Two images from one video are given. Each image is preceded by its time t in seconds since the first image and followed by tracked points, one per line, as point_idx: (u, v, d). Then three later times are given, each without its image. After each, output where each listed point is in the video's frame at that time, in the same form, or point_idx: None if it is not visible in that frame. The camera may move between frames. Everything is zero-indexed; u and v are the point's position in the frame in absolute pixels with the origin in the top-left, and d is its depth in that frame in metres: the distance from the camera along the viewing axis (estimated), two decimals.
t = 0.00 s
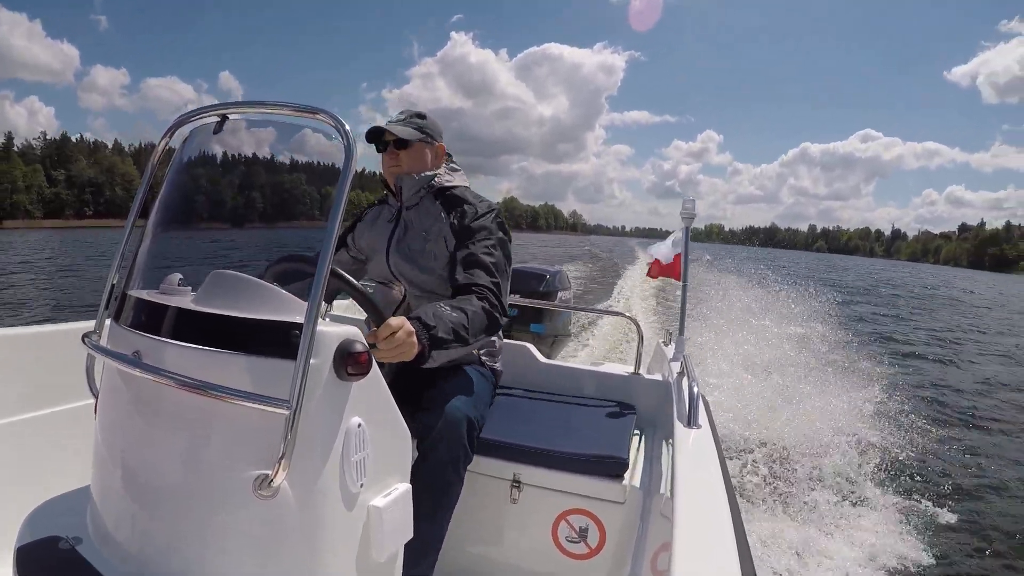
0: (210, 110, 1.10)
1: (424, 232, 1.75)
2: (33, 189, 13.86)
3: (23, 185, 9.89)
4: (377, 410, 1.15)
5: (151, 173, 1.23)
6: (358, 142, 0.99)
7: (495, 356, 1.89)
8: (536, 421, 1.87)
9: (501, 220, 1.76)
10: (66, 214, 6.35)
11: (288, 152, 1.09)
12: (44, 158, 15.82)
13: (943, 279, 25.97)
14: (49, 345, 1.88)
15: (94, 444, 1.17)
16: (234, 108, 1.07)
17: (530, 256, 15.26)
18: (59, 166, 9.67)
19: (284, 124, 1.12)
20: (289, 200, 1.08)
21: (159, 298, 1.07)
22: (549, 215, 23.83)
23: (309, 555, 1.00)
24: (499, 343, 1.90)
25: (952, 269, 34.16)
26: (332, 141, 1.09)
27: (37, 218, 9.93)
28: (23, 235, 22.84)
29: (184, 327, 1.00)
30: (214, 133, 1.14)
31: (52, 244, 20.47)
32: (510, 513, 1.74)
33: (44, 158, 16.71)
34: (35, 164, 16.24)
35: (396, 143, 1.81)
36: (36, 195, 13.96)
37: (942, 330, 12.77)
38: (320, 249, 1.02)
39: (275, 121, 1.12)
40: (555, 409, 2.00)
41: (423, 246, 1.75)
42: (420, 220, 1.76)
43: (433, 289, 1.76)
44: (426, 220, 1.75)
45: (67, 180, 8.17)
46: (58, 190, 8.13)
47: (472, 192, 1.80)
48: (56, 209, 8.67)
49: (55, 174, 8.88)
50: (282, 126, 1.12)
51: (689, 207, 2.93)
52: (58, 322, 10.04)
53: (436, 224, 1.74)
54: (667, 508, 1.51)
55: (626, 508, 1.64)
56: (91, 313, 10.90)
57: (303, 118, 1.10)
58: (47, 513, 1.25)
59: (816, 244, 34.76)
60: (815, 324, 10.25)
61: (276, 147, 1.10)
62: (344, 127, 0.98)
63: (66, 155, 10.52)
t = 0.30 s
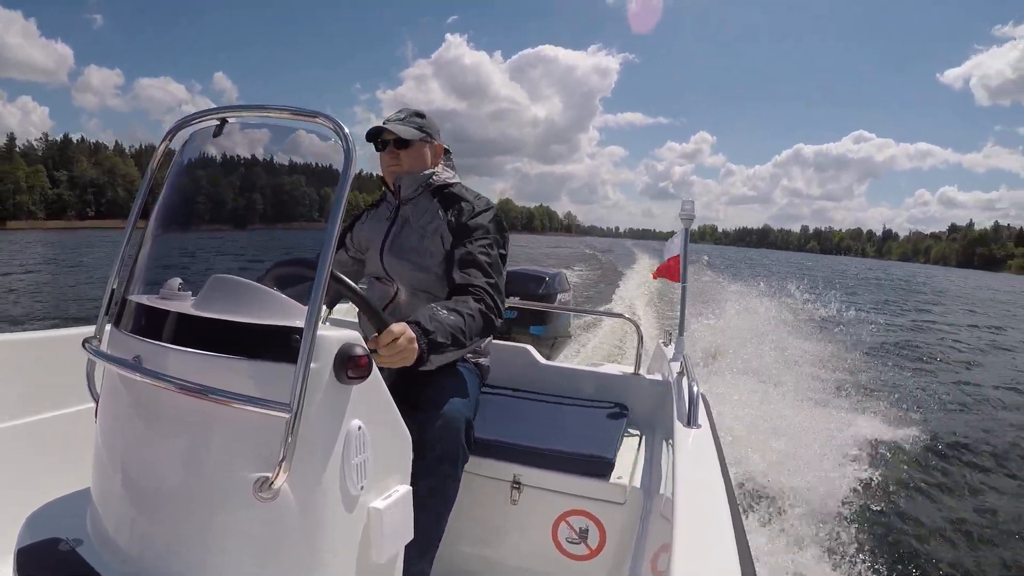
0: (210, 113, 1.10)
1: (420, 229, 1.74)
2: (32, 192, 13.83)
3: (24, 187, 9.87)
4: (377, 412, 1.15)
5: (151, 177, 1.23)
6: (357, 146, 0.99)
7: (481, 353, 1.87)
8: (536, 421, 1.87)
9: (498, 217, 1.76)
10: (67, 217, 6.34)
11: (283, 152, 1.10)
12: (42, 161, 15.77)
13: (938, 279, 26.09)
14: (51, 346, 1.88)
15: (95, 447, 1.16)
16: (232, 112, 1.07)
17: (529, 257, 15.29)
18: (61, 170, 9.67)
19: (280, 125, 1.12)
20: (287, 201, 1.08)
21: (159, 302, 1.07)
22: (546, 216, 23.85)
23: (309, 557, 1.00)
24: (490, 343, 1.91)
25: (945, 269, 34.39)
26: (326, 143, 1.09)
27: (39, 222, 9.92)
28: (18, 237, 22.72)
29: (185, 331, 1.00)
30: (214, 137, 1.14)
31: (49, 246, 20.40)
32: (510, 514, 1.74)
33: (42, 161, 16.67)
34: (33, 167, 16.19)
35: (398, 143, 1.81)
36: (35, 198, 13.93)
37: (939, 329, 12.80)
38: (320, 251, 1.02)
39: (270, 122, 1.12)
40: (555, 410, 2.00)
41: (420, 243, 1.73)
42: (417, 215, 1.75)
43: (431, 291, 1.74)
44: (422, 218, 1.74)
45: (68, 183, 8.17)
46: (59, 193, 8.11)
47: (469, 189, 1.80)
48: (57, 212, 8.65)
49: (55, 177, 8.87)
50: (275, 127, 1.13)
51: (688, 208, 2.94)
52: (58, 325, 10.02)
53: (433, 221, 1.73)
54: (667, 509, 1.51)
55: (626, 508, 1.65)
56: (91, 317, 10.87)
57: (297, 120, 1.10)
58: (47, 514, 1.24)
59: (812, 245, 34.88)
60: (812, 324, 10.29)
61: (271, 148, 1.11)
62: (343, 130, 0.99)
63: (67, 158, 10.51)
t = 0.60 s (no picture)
0: (208, 109, 1.09)
1: (417, 229, 1.74)
2: (28, 187, 13.75)
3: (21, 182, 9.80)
4: (376, 408, 1.14)
5: (151, 172, 1.23)
6: (357, 141, 0.99)
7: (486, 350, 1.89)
8: (534, 418, 1.88)
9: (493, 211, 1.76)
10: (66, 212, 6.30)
11: (277, 149, 1.09)
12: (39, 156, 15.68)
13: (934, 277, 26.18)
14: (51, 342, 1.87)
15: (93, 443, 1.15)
16: (230, 107, 1.07)
17: (527, 254, 15.28)
18: (58, 164, 9.60)
19: (275, 122, 1.11)
20: (287, 198, 1.08)
21: (158, 298, 1.06)
22: (542, 214, 23.83)
23: (308, 552, 1.00)
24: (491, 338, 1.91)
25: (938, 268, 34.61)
26: (321, 138, 1.09)
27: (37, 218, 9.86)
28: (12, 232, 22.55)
29: (185, 326, 0.99)
30: (212, 133, 1.13)
31: (45, 242, 20.27)
32: (510, 511, 1.74)
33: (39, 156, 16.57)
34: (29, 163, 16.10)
35: (396, 145, 1.81)
36: (32, 193, 13.85)
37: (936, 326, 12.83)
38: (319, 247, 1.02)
39: (264, 118, 1.11)
40: (554, 406, 2.00)
41: (418, 241, 1.73)
42: (410, 218, 1.75)
43: (431, 285, 1.75)
44: (417, 216, 1.74)
45: (67, 178, 8.12)
46: (58, 187, 8.06)
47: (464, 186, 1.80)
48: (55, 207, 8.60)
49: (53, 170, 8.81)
50: (269, 124, 1.12)
51: (688, 204, 2.95)
52: (57, 320, 9.95)
53: (428, 219, 1.74)
54: (666, 506, 1.51)
55: (625, 505, 1.65)
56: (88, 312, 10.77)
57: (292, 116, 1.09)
58: (46, 509, 1.23)
59: (808, 243, 34.95)
60: (809, 321, 10.31)
61: (266, 146, 1.09)
62: (342, 125, 0.98)
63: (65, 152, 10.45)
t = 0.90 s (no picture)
0: (207, 111, 1.09)
1: (420, 233, 1.75)
2: (26, 189, 13.70)
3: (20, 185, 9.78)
4: (376, 410, 1.14)
5: (150, 174, 1.23)
6: (357, 143, 0.98)
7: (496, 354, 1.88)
8: (534, 420, 1.88)
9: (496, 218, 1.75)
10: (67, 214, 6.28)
11: (270, 150, 1.09)
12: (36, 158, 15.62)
13: (930, 276, 26.27)
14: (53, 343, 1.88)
15: (93, 444, 1.15)
16: (227, 109, 1.06)
17: (525, 256, 15.30)
18: (57, 165, 9.57)
19: (268, 123, 1.12)
20: (286, 199, 1.08)
21: (158, 299, 1.06)
22: (540, 215, 23.86)
23: (308, 555, 0.99)
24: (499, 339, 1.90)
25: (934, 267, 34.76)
26: (315, 138, 1.09)
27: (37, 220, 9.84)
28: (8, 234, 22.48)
29: (185, 329, 0.99)
30: (211, 135, 1.13)
31: (42, 244, 20.21)
32: (509, 513, 1.74)
33: (37, 159, 16.54)
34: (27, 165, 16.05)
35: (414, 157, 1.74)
36: (30, 196, 13.82)
37: (934, 324, 12.85)
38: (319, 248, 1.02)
39: (258, 119, 1.12)
40: (554, 408, 2.01)
41: (421, 246, 1.75)
42: (416, 223, 1.76)
43: (432, 288, 1.76)
44: (422, 224, 1.75)
45: (69, 180, 8.11)
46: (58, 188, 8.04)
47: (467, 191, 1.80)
48: (56, 210, 8.61)
49: (52, 170, 8.78)
50: (263, 125, 1.12)
51: (687, 206, 2.95)
52: (57, 322, 9.93)
53: (430, 226, 1.74)
54: (665, 508, 1.51)
55: (624, 507, 1.65)
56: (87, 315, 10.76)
57: (286, 117, 1.10)
58: (45, 510, 1.23)
59: (804, 243, 35.04)
60: (807, 320, 10.33)
61: (260, 147, 1.10)
62: (342, 127, 0.98)
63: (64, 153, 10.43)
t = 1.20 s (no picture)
0: (201, 112, 1.09)
1: (421, 229, 1.75)
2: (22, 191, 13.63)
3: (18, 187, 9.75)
4: (374, 410, 1.14)
5: (147, 175, 1.23)
6: (353, 143, 0.99)
7: (488, 351, 1.90)
8: (533, 418, 1.89)
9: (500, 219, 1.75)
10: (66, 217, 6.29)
11: (263, 152, 1.10)
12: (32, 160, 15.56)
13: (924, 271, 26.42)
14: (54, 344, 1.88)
15: (92, 444, 1.15)
16: (223, 110, 1.07)
17: (522, 254, 15.33)
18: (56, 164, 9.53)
19: (260, 123, 1.12)
20: (286, 202, 1.09)
21: (157, 300, 1.06)
22: (534, 214, 23.92)
23: (306, 553, 1.00)
24: (495, 337, 1.91)
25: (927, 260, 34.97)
26: (310, 141, 1.09)
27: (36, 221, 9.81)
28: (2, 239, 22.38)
29: (184, 329, 0.99)
30: (208, 136, 1.13)
31: (40, 247, 20.16)
32: (508, 511, 1.75)
33: (34, 162, 16.48)
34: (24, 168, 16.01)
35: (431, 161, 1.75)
36: (27, 199, 13.78)
37: (929, 319, 12.92)
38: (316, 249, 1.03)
39: (249, 120, 1.12)
40: (554, 406, 2.02)
41: (422, 242, 1.75)
42: (417, 222, 1.77)
43: (431, 286, 1.77)
44: (424, 223, 1.75)
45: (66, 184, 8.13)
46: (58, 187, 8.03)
47: (471, 190, 1.79)
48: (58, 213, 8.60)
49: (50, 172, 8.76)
50: (256, 126, 1.12)
51: (684, 204, 2.97)
52: (60, 322, 9.94)
53: (432, 225, 1.74)
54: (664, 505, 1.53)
55: (623, 505, 1.66)
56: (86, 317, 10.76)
57: (280, 118, 1.10)
58: (44, 511, 1.23)
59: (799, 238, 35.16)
60: (803, 316, 10.39)
61: (252, 149, 1.10)
62: (339, 127, 0.98)
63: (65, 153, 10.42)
